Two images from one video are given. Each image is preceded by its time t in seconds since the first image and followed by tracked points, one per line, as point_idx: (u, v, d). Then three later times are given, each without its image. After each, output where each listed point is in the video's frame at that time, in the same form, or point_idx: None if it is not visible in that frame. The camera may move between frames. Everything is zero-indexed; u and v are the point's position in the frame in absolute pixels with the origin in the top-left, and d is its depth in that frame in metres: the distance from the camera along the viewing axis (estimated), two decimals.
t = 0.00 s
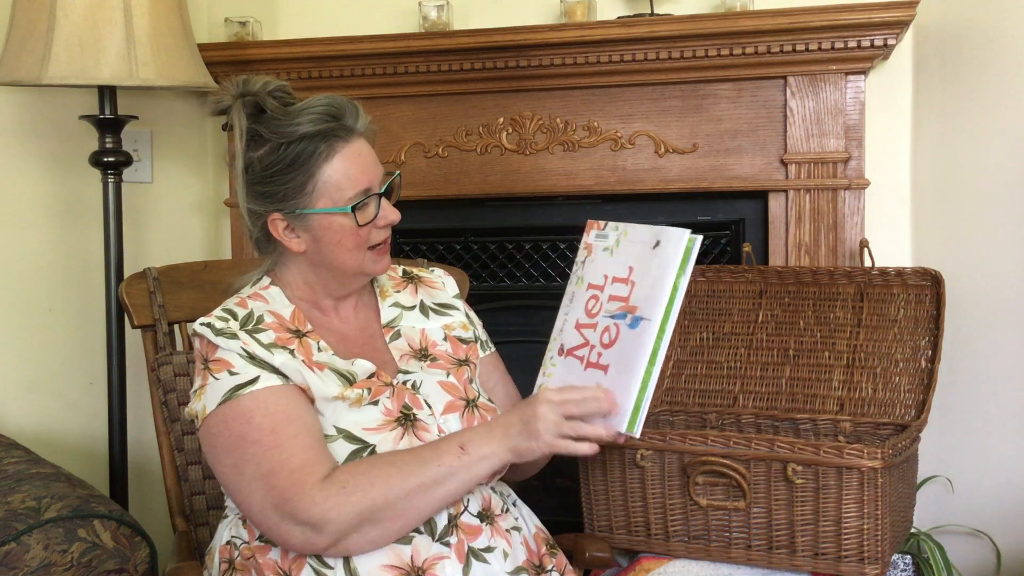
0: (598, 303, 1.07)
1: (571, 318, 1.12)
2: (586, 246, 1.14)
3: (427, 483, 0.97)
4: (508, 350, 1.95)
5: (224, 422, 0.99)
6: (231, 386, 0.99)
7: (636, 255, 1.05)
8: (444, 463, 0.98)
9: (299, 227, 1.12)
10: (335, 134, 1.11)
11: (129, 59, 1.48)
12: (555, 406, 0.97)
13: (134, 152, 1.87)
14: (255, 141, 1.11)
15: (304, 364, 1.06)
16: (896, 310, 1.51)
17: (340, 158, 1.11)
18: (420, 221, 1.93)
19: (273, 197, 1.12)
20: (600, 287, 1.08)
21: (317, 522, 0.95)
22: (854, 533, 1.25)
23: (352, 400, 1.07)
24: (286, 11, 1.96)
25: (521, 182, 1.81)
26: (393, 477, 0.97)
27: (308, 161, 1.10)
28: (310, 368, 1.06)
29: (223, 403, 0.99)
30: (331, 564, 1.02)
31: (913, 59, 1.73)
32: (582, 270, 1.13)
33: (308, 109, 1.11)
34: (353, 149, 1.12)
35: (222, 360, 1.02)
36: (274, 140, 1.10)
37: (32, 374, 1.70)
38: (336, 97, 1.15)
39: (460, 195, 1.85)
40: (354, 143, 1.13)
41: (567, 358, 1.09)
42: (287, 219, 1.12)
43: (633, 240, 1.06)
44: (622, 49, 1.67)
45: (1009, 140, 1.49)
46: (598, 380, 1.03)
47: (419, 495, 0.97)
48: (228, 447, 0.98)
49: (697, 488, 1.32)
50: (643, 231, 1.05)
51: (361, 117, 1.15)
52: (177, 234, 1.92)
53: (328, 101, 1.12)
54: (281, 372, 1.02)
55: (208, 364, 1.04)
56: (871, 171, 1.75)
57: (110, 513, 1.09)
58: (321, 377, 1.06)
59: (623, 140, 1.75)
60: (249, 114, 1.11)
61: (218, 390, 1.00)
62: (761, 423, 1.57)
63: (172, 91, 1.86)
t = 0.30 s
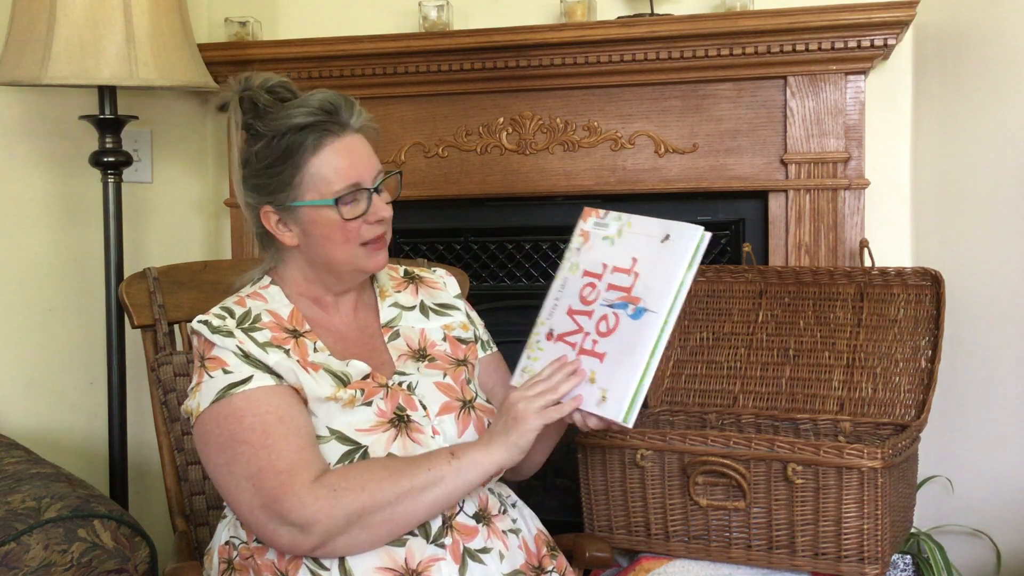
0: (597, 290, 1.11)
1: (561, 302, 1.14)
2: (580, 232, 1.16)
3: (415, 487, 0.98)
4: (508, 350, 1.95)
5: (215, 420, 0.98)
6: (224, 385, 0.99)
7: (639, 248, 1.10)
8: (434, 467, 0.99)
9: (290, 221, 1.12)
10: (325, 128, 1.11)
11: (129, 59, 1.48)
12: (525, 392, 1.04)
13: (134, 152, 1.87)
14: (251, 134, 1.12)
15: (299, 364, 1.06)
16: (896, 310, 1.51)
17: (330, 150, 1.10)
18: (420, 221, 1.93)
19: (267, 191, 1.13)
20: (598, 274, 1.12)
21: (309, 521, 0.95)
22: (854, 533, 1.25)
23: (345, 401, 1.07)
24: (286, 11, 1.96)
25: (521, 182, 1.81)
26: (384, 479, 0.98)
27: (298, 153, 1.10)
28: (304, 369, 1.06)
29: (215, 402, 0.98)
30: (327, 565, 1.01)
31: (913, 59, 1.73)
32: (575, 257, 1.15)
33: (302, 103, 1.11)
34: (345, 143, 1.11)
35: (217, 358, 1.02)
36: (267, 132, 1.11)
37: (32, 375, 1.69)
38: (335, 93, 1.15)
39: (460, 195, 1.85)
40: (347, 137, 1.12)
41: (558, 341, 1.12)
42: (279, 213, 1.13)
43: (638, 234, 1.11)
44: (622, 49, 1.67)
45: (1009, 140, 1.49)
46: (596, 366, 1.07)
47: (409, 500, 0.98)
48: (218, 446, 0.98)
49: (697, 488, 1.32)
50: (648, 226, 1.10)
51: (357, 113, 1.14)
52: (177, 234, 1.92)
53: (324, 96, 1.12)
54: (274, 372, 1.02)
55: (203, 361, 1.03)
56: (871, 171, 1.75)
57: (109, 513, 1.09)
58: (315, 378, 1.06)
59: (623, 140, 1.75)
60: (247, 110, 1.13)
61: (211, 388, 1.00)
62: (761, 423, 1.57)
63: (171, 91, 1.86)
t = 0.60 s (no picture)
0: (543, 247, 0.98)
1: (498, 256, 0.99)
2: (518, 180, 1.00)
3: (393, 473, 0.94)
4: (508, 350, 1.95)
5: (210, 422, 0.98)
6: (217, 386, 0.99)
7: (590, 202, 0.98)
8: (411, 449, 0.95)
9: (269, 203, 1.14)
10: (316, 121, 1.11)
11: (129, 59, 1.48)
12: (473, 359, 0.97)
13: (134, 152, 1.86)
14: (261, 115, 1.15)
15: (294, 364, 1.05)
16: (896, 310, 1.52)
17: (316, 143, 1.11)
18: (420, 222, 1.93)
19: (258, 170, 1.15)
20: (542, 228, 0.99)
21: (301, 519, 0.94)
22: (854, 533, 1.25)
23: (340, 401, 1.06)
24: (286, 11, 1.96)
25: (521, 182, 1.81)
26: (362, 469, 0.95)
27: (286, 140, 1.11)
28: (299, 369, 1.05)
29: (209, 403, 0.98)
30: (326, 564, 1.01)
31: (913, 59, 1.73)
32: (513, 206, 1.00)
33: (307, 93, 1.12)
34: (331, 139, 1.11)
35: (212, 359, 1.02)
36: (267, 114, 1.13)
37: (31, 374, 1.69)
38: (346, 92, 1.16)
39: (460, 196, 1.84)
40: (337, 134, 1.12)
41: (502, 301, 0.99)
42: (262, 192, 1.15)
43: (590, 186, 0.98)
44: (622, 49, 1.67)
45: (1009, 140, 1.49)
46: (551, 329, 0.98)
47: (391, 486, 0.95)
48: (212, 448, 0.98)
49: (697, 488, 1.32)
50: (601, 180, 0.97)
51: (357, 115, 1.14)
52: (177, 235, 1.92)
53: (328, 91, 1.13)
54: (268, 373, 1.02)
55: (199, 362, 1.03)
56: (871, 171, 1.75)
57: (110, 513, 1.10)
58: (310, 378, 1.05)
59: (623, 140, 1.75)
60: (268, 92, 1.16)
61: (206, 390, 0.99)
62: (761, 423, 1.57)
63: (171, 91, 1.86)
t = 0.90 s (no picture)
0: (555, 240, 0.98)
1: (513, 217, 0.99)
2: (575, 167, 0.99)
3: (349, 418, 0.91)
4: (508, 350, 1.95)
5: (199, 413, 0.98)
6: (211, 376, 0.99)
7: (620, 234, 0.98)
8: (362, 390, 0.92)
9: (267, 196, 1.15)
10: (314, 120, 1.11)
11: (129, 59, 1.48)
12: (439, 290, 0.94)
13: (134, 152, 1.86)
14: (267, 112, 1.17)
15: (288, 362, 1.05)
16: (896, 310, 1.53)
17: (314, 140, 1.11)
18: (420, 222, 1.93)
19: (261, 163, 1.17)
20: (564, 224, 0.99)
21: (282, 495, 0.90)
22: (854, 533, 1.25)
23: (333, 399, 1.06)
24: (286, 11, 1.96)
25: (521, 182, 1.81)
26: (323, 426, 0.91)
27: (286, 136, 1.12)
28: (293, 366, 1.05)
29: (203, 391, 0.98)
30: (322, 566, 1.01)
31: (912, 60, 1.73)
32: (556, 185, 0.99)
33: (310, 91, 1.12)
34: (330, 137, 1.12)
35: (207, 351, 1.02)
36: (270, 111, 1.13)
37: (30, 374, 1.69)
38: (349, 92, 1.16)
39: (460, 196, 1.84)
40: (337, 133, 1.12)
41: (487, 255, 0.98)
42: (262, 185, 1.16)
43: (631, 223, 0.98)
44: (622, 49, 1.67)
45: (1009, 139, 1.49)
46: (511, 312, 0.97)
47: (355, 435, 0.90)
48: (205, 438, 0.97)
49: (697, 488, 1.32)
50: (645, 227, 0.98)
51: (357, 114, 1.14)
52: (177, 234, 1.92)
53: (331, 89, 1.13)
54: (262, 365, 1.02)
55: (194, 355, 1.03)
56: (871, 172, 1.75)
57: (110, 514, 1.09)
58: (304, 375, 1.05)
59: (623, 140, 1.75)
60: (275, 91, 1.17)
61: (200, 380, 0.99)
62: (761, 423, 1.57)
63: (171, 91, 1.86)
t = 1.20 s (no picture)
0: (539, 241, 0.95)
1: (511, 201, 0.96)
2: (588, 181, 0.96)
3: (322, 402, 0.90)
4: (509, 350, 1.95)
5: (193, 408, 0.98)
6: (207, 366, 0.98)
7: (603, 263, 0.95)
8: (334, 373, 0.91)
9: (268, 192, 1.16)
10: (317, 118, 1.12)
11: (129, 59, 1.48)
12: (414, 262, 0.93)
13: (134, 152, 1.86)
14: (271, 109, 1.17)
15: (286, 358, 1.05)
16: (896, 310, 1.52)
17: (316, 139, 1.11)
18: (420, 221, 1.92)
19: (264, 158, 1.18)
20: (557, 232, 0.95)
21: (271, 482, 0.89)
22: (854, 533, 1.25)
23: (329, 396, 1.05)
24: (286, 11, 1.96)
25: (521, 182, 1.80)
26: (299, 413, 0.91)
27: (289, 134, 1.12)
28: (290, 362, 1.05)
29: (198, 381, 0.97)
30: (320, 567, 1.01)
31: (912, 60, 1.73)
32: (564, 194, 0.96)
33: (315, 90, 1.13)
34: (332, 136, 1.12)
35: (204, 342, 1.02)
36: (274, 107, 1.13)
37: (30, 374, 1.69)
38: (353, 91, 1.16)
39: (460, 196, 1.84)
40: (339, 133, 1.13)
41: (471, 222, 0.95)
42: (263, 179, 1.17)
43: (614, 256, 0.95)
44: (622, 49, 1.67)
45: (1008, 140, 1.49)
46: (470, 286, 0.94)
47: (334, 416, 0.90)
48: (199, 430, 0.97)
49: (697, 488, 1.32)
50: (628, 268, 0.95)
51: (360, 114, 1.14)
52: (177, 234, 1.92)
53: (335, 88, 1.13)
54: (259, 359, 1.01)
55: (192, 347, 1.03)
56: (871, 172, 1.75)
57: (110, 513, 1.09)
58: (300, 372, 1.05)
59: (623, 140, 1.75)
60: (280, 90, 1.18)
61: (195, 371, 0.99)
62: (761, 423, 1.57)
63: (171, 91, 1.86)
